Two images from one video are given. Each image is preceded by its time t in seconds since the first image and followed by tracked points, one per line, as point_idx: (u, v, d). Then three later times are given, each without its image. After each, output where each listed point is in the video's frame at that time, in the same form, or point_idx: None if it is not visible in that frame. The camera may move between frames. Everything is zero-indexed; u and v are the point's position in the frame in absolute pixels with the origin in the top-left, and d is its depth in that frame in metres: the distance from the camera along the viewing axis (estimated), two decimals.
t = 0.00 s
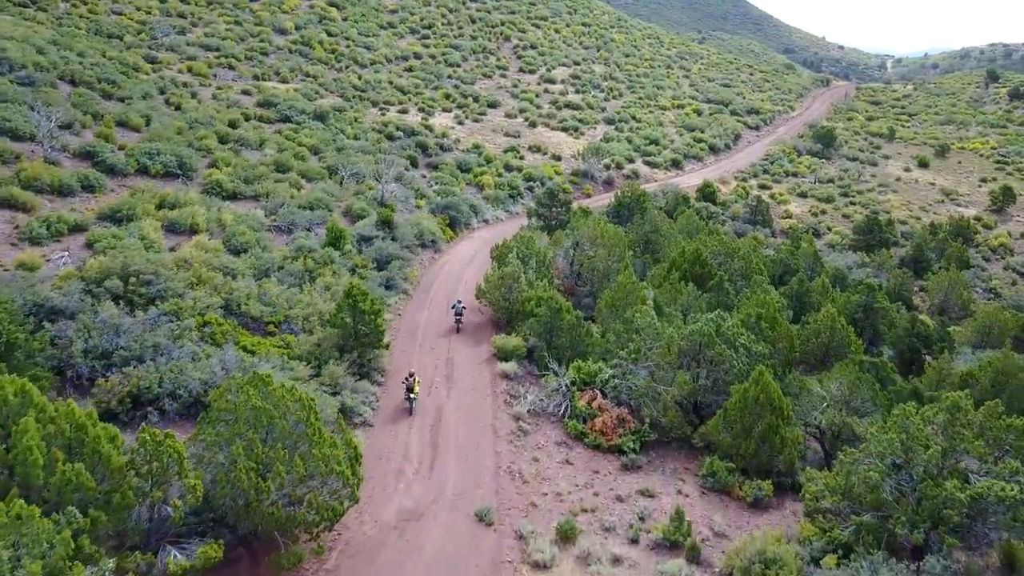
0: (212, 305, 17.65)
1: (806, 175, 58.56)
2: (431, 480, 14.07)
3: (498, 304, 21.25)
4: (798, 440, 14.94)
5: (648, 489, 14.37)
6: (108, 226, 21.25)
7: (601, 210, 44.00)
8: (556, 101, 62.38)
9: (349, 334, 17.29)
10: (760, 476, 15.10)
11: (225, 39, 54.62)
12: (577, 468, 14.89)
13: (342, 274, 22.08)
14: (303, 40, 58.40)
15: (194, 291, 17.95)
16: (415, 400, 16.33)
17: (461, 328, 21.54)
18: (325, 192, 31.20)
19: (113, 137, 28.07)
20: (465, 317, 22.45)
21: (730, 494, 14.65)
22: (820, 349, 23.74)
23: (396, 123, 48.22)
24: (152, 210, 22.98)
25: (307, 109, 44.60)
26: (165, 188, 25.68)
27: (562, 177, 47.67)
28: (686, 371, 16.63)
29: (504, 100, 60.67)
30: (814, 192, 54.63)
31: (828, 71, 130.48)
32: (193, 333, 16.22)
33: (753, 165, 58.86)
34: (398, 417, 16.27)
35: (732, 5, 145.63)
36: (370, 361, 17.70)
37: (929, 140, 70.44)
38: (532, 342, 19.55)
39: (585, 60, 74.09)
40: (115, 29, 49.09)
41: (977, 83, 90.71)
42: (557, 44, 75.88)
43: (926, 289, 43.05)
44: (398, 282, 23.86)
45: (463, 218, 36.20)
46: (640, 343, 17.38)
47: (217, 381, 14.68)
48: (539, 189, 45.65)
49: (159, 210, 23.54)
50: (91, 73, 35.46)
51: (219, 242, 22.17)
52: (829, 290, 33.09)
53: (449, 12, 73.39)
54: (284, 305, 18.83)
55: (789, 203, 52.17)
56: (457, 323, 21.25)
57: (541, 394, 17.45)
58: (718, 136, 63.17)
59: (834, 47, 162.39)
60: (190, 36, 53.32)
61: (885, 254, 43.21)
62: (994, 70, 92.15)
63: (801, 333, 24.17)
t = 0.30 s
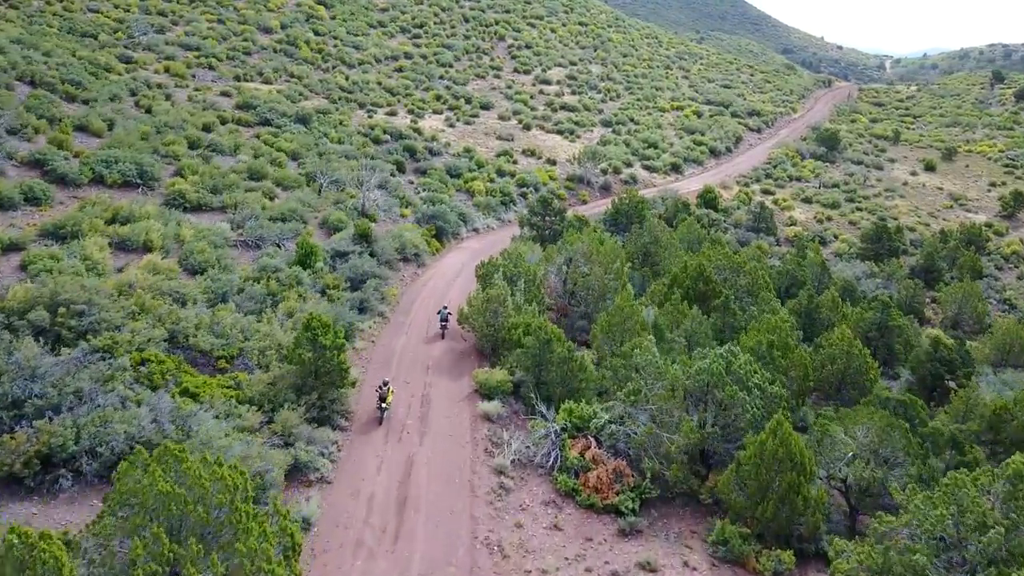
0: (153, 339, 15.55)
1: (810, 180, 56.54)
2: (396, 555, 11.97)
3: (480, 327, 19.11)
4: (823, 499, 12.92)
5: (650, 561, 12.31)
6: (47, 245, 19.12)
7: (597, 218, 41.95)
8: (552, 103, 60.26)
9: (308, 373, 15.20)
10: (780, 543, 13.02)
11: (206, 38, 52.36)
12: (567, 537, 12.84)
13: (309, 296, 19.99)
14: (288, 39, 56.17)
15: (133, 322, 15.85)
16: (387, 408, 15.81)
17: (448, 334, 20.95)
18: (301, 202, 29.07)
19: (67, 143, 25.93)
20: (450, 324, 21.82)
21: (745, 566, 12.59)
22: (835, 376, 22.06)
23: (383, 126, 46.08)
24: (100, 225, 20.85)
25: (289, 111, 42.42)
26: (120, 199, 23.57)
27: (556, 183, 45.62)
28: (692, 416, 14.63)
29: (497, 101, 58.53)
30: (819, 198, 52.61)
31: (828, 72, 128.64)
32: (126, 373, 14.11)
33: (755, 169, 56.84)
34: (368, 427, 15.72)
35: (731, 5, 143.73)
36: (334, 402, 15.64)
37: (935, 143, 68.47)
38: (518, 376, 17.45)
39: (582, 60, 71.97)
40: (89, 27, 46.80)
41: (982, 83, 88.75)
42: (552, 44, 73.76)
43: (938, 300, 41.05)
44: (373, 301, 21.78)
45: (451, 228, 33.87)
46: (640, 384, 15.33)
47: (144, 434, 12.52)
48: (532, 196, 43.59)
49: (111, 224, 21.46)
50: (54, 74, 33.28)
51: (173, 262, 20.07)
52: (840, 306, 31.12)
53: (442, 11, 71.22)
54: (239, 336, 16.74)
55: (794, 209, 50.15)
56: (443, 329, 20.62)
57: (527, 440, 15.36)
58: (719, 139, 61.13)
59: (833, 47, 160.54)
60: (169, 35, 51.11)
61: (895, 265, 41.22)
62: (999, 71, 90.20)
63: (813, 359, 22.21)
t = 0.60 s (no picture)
0: (78, 386, 13.46)
1: (814, 186, 54.63)
2: None
3: (459, 360, 17.07)
4: None
5: None
6: None
7: (593, 228, 39.96)
8: (547, 106, 58.25)
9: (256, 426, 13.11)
10: None
11: (186, 38, 50.19)
12: None
13: (272, 325, 17.92)
14: (273, 39, 54.05)
15: (56, 365, 13.73)
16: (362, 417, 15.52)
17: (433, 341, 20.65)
18: (273, 216, 27.00)
19: (16, 152, 23.83)
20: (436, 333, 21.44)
21: None
22: (855, 410, 20.13)
23: (370, 131, 44.00)
24: (40, 245, 18.74)
25: (269, 115, 40.30)
26: (67, 215, 21.48)
27: (550, 191, 43.63)
28: (703, 474, 12.62)
29: (490, 104, 56.48)
30: (823, 205, 50.69)
31: (826, 74, 127.09)
32: (38, 430, 12.03)
33: (757, 175, 54.94)
34: (343, 437, 15.45)
35: (728, 6, 142.12)
36: (289, 457, 13.60)
37: (941, 147, 66.64)
38: (502, 420, 15.40)
39: (578, 62, 70.00)
40: (62, 27, 44.64)
41: (986, 86, 87.05)
42: (548, 45, 71.77)
43: (951, 314, 39.15)
44: (344, 327, 19.72)
45: (438, 240, 31.69)
46: (641, 437, 13.30)
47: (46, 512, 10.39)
48: (525, 204, 41.56)
49: (54, 244, 19.39)
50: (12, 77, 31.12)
51: (119, 289, 17.97)
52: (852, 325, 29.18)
53: (434, 11, 69.17)
54: (183, 379, 14.66)
55: (798, 217, 48.21)
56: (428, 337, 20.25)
57: (511, 501, 13.29)
58: (719, 143, 59.20)
59: (830, 49, 159.21)
60: (148, 35, 48.94)
61: (906, 277, 39.31)
62: (1003, 73, 88.53)
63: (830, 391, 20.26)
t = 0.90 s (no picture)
0: None
1: (817, 193, 52.85)
2: None
3: (436, 401, 15.10)
4: None
5: None
6: None
7: (589, 240, 38.03)
8: (541, 109, 56.36)
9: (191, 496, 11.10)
10: None
11: (165, 39, 48.10)
12: None
13: (228, 359, 15.87)
14: (257, 41, 52.01)
15: None
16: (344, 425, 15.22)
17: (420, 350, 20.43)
18: (243, 230, 24.97)
19: None
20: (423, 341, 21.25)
21: None
22: (879, 449, 18.24)
23: (356, 136, 42.02)
24: None
25: (248, 120, 38.27)
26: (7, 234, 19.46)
27: (544, 200, 41.72)
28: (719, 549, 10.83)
29: (483, 108, 54.53)
30: (827, 213, 48.91)
31: (824, 76, 125.73)
32: None
33: (759, 181, 53.15)
34: (324, 444, 15.13)
35: (724, 8, 140.70)
36: (232, 528, 11.63)
37: (945, 152, 65.02)
38: (485, 477, 13.49)
39: (573, 64, 68.15)
40: (32, 27, 42.52)
41: (989, 89, 85.59)
42: (542, 47, 69.91)
43: (965, 329, 37.35)
44: (311, 358, 17.77)
45: (423, 253, 29.68)
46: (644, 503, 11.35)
47: None
48: (518, 214, 39.60)
49: None
50: None
51: (55, 320, 15.95)
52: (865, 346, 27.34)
53: (425, 12, 67.22)
54: (114, 431, 12.62)
55: (801, 226, 46.40)
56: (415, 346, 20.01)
57: None
58: (719, 149, 57.38)
59: (827, 51, 157.78)
60: (124, 36, 46.83)
61: (916, 290, 37.56)
62: (1006, 76, 87.09)
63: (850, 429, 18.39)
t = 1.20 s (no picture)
0: None
1: (823, 200, 51.10)
2: None
3: (412, 450, 13.20)
4: None
5: None
6: None
7: (588, 251, 36.21)
8: (538, 113, 54.56)
9: None
10: None
11: (146, 40, 46.22)
12: None
13: (178, 398, 14.02)
14: (243, 41, 50.13)
15: None
16: (333, 426, 15.19)
17: (412, 356, 20.28)
18: (213, 245, 23.13)
19: None
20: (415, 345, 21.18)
21: None
22: (909, 494, 16.36)
23: (344, 141, 40.17)
24: None
25: (229, 125, 36.41)
26: None
27: (540, 208, 39.89)
28: None
29: (477, 111, 52.69)
30: (834, 220, 47.15)
31: (824, 79, 124.22)
32: None
33: (763, 187, 51.37)
34: (312, 446, 15.04)
35: (723, 10, 139.12)
36: None
37: (953, 157, 63.34)
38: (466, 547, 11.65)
39: (571, 66, 66.38)
40: (4, 28, 40.65)
41: (995, 92, 83.96)
42: (540, 48, 68.12)
43: (982, 344, 35.56)
44: (276, 395, 15.88)
45: (411, 267, 27.56)
46: None
47: None
48: (513, 222, 37.71)
49: None
50: None
51: None
52: (883, 369, 25.56)
53: (419, 13, 65.39)
54: (29, 497, 10.81)
55: (808, 234, 44.65)
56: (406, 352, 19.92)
57: None
58: (722, 153, 55.60)
59: (825, 53, 156.31)
60: (103, 36, 44.94)
61: (931, 303, 35.78)
62: (1012, 78, 85.44)
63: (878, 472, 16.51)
